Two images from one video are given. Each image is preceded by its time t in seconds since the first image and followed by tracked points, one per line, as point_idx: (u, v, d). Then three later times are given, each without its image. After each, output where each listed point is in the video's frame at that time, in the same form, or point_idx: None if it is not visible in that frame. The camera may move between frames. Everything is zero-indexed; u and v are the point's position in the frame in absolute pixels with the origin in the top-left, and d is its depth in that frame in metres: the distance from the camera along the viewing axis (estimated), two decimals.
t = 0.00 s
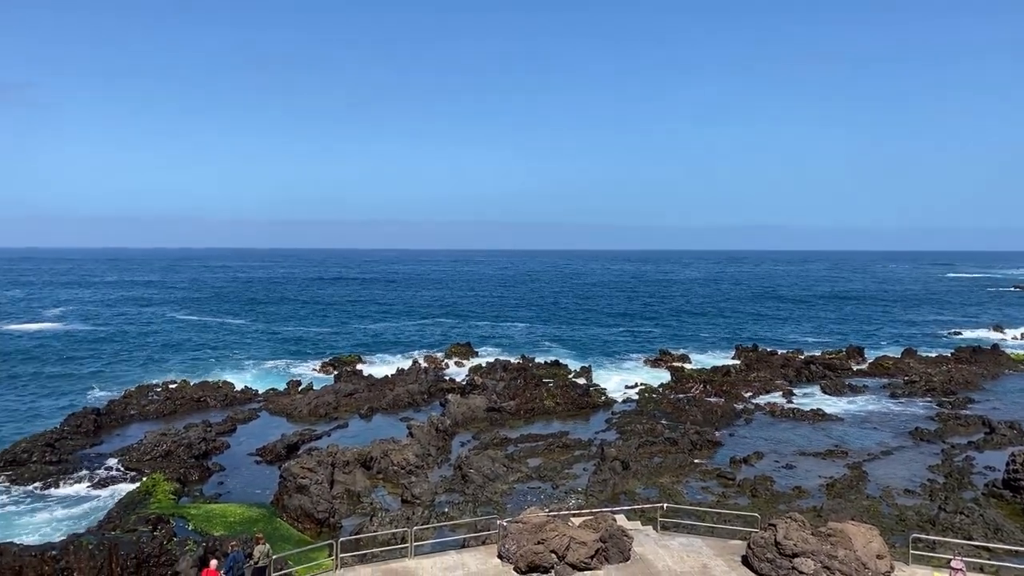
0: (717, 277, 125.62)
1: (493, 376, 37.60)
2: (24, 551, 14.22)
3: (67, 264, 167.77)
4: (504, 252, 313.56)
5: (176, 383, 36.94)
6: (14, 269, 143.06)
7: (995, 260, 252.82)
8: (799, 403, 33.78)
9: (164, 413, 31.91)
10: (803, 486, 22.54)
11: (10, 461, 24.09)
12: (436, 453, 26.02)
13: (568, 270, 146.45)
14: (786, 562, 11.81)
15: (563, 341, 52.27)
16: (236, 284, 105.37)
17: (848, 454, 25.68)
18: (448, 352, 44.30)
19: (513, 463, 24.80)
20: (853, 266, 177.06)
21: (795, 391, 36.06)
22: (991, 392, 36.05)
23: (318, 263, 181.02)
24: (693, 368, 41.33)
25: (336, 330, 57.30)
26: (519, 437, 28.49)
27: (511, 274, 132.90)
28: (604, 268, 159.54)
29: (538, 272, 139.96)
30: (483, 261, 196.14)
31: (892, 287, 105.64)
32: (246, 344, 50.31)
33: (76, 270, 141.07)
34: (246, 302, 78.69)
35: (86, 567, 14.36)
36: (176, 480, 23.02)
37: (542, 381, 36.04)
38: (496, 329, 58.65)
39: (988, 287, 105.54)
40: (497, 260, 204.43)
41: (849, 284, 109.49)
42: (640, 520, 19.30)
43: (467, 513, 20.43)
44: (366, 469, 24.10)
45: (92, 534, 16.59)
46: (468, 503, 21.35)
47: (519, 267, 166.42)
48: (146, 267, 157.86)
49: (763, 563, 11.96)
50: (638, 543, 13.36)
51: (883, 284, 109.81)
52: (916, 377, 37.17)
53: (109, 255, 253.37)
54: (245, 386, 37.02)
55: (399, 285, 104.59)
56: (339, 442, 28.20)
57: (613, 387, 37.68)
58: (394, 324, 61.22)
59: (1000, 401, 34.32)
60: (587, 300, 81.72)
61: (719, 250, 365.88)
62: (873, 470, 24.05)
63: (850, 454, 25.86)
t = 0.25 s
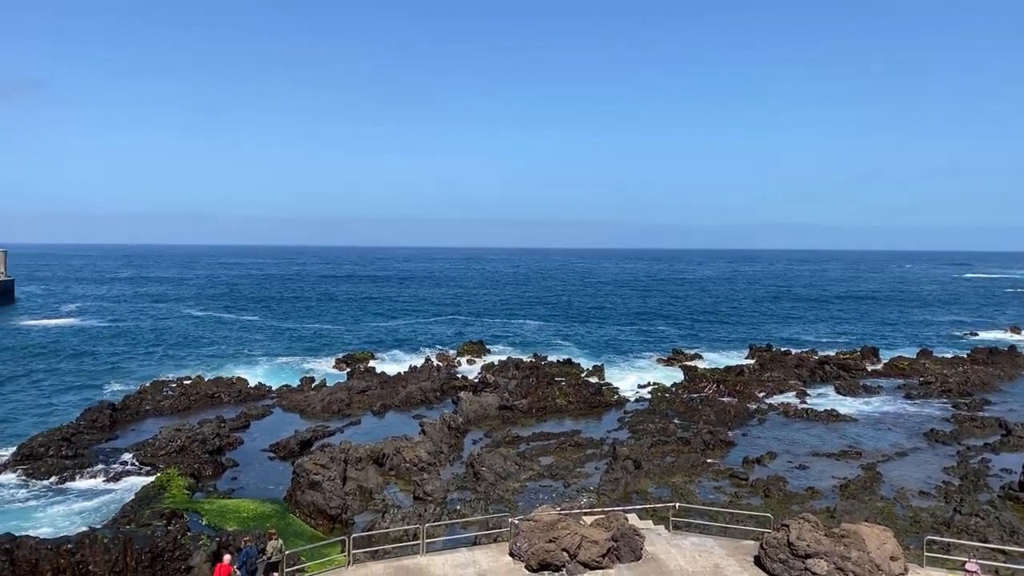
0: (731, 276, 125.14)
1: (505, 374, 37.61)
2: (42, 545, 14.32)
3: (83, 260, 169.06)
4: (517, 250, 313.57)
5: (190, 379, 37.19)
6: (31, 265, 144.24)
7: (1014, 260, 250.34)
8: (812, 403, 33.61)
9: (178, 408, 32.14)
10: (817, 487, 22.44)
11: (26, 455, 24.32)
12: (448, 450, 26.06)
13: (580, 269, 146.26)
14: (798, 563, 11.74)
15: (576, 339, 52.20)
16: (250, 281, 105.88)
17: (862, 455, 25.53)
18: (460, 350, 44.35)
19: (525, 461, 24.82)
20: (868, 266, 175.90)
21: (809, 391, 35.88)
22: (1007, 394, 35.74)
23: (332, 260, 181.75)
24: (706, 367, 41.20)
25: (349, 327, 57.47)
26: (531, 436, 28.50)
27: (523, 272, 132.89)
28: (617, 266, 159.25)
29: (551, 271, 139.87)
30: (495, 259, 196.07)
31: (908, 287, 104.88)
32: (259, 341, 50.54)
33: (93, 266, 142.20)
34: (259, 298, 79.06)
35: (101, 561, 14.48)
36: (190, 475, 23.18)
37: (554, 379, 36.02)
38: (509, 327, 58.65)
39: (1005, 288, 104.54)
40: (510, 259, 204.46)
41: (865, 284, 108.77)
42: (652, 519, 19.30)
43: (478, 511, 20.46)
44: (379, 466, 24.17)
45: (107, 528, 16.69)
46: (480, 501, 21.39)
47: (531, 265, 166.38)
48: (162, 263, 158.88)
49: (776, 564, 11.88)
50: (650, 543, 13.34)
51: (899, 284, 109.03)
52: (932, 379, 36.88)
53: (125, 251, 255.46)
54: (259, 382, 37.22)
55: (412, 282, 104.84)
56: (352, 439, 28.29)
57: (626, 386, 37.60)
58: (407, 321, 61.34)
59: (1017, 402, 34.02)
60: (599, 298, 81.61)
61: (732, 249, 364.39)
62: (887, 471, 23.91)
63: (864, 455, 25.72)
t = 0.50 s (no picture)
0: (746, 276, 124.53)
1: (519, 372, 37.61)
2: (59, 539, 14.43)
3: (102, 257, 170.65)
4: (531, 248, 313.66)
5: (206, 375, 37.43)
6: (49, 261, 145.53)
7: None
8: (828, 405, 33.40)
9: (194, 404, 32.34)
10: (831, 488, 22.28)
11: (44, 449, 24.55)
12: (461, 448, 26.08)
13: (594, 268, 146.04)
14: (812, 565, 11.67)
15: (590, 338, 52.12)
16: (265, 278, 106.46)
17: (878, 457, 25.35)
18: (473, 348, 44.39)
19: (537, 460, 24.81)
20: (884, 266, 174.58)
21: (824, 392, 35.66)
22: None
23: (346, 259, 182.53)
24: (720, 367, 41.02)
25: (363, 325, 57.63)
26: (544, 435, 28.48)
27: (537, 271, 132.84)
28: (631, 266, 158.97)
29: (565, 269, 139.67)
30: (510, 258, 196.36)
31: (925, 288, 104.01)
32: (274, 338, 50.77)
33: (111, 263, 143.53)
34: (274, 296, 79.41)
35: (118, 555, 14.61)
36: (205, 470, 23.33)
37: (568, 378, 35.98)
38: (522, 325, 58.61)
39: None
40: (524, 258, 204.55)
41: (882, 284, 107.89)
42: (665, 519, 19.25)
43: (491, 509, 20.49)
44: (392, 463, 24.25)
45: (123, 522, 16.81)
46: (493, 499, 21.40)
47: (545, 264, 166.33)
48: (178, 260, 160.01)
49: (789, 565, 11.86)
50: (663, 542, 13.30)
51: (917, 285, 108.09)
52: (949, 380, 36.54)
53: (142, 249, 257.37)
54: (274, 379, 37.43)
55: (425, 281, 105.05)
56: (365, 436, 28.37)
57: (640, 385, 37.50)
58: (420, 319, 61.44)
59: None
60: (613, 297, 81.45)
61: (748, 248, 363.10)
62: (904, 473, 23.70)
63: (880, 456, 25.52)
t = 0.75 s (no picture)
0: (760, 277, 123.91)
1: (532, 373, 37.59)
2: (75, 537, 14.59)
3: (118, 257, 172.02)
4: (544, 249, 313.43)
5: (220, 374, 37.62)
6: (65, 261, 146.71)
7: None
8: (842, 406, 33.20)
9: (208, 403, 32.52)
10: (845, 491, 22.14)
11: (60, 448, 24.71)
12: (473, 448, 26.10)
13: (607, 269, 145.75)
14: (827, 568, 11.58)
15: (602, 339, 52.02)
16: (279, 278, 106.97)
17: (893, 459, 25.18)
18: (486, 348, 44.41)
19: (550, 460, 24.80)
20: (899, 266, 173.47)
21: (839, 394, 35.44)
22: None
23: (359, 259, 183.15)
24: (734, 368, 40.85)
25: (376, 325, 57.77)
26: (556, 435, 28.46)
27: (550, 272, 132.82)
28: (644, 266, 158.54)
29: (577, 270, 139.43)
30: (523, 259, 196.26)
31: (940, 289, 103.24)
32: (287, 338, 50.98)
33: (127, 263, 144.54)
34: (287, 296, 79.70)
35: (133, 553, 14.64)
36: (219, 469, 23.44)
37: (580, 379, 35.93)
38: (535, 326, 58.59)
39: None
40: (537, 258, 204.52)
41: (897, 286, 107.04)
42: (678, 521, 19.22)
43: (503, 509, 20.50)
44: (405, 463, 24.31)
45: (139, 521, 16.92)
46: (505, 500, 21.40)
47: (557, 264, 166.29)
48: (192, 260, 160.94)
49: (803, 567, 11.80)
50: (675, 544, 13.24)
51: (933, 286, 107.20)
52: (966, 382, 36.23)
53: (157, 248, 259.07)
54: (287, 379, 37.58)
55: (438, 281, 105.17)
56: (378, 436, 28.44)
57: (653, 386, 37.41)
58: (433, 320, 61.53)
59: None
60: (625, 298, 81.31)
61: (761, 249, 361.33)
62: (919, 476, 23.52)
63: (895, 459, 25.34)
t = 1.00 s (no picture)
0: (777, 279, 123.12)
1: (547, 374, 37.54)
2: (94, 536, 14.74)
3: (138, 259, 173.63)
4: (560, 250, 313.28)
5: (237, 375, 37.86)
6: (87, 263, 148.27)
7: None
8: (860, 409, 32.92)
9: (226, 404, 32.74)
10: (864, 494, 21.96)
11: (81, 448, 24.96)
12: (489, 450, 26.11)
13: (623, 270, 145.37)
14: (846, 572, 11.47)
15: (618, 341, 51.87)
16: (296, 280, 107.57)
17: (913, 462, 24.92)
18: (501, 350, 44.42)
19: (566, 462, 24.77)
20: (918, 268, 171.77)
21: (857, 397, 35.15)
22: None
23: (375, 260, 183.94)
24: (751, 370, 40.61)
25: (391, 327, 57.92)
26: (572, 437, 28.42)
27: (566, 273, 132.71)
28: (660, 268, 158.06)
29: (593, 272, 139.17)
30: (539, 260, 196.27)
31: (960, 290, 102.17)
32: (304, 339, 51.21)
33: (146, 265, 145.84)
34: (304, 298, 80.08)
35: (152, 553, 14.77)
36: (237, 470, 23.57)
37: (596, 381, 35.85)
38: (551, 328, 58.50)
39: None
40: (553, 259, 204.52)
41: (917, 287, 105.95)
42: (695, 524, 19.14)
43: (519, 511, 20.49)
44: (421, 464, 24.34)
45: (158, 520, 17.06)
46: (521, 501, 21.39)
47: (573, 266, 165.96)
48: (211, 262, 162.16)
49: (821, 572, 11.71)
50: (692, 547, 13.17)
51: (954, 288, 106.03)
52: (987, 385, 35.81)
53: (176, 250, 261.23)
54: (304, 380, 37.75)
55: (454, 283, 105.29)
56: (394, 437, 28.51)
57: (670, 388, 37.26)
58: (448, 321, 61.62)
59: None
60: (641, 300, 81.04)
61: (778, 251, 359.35)
62: (939, 480, 23.28)
63: (914, 462, 25.09)
